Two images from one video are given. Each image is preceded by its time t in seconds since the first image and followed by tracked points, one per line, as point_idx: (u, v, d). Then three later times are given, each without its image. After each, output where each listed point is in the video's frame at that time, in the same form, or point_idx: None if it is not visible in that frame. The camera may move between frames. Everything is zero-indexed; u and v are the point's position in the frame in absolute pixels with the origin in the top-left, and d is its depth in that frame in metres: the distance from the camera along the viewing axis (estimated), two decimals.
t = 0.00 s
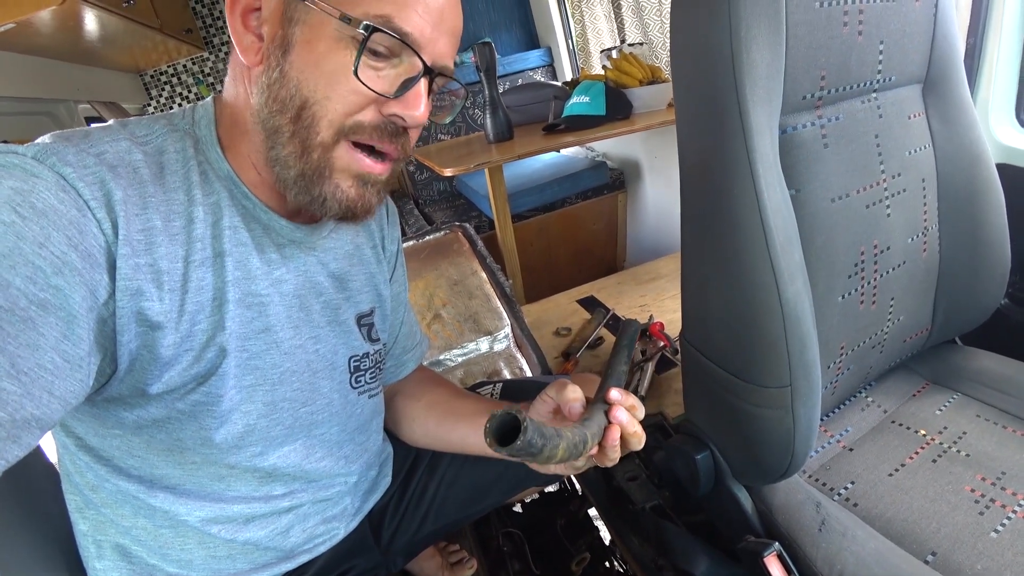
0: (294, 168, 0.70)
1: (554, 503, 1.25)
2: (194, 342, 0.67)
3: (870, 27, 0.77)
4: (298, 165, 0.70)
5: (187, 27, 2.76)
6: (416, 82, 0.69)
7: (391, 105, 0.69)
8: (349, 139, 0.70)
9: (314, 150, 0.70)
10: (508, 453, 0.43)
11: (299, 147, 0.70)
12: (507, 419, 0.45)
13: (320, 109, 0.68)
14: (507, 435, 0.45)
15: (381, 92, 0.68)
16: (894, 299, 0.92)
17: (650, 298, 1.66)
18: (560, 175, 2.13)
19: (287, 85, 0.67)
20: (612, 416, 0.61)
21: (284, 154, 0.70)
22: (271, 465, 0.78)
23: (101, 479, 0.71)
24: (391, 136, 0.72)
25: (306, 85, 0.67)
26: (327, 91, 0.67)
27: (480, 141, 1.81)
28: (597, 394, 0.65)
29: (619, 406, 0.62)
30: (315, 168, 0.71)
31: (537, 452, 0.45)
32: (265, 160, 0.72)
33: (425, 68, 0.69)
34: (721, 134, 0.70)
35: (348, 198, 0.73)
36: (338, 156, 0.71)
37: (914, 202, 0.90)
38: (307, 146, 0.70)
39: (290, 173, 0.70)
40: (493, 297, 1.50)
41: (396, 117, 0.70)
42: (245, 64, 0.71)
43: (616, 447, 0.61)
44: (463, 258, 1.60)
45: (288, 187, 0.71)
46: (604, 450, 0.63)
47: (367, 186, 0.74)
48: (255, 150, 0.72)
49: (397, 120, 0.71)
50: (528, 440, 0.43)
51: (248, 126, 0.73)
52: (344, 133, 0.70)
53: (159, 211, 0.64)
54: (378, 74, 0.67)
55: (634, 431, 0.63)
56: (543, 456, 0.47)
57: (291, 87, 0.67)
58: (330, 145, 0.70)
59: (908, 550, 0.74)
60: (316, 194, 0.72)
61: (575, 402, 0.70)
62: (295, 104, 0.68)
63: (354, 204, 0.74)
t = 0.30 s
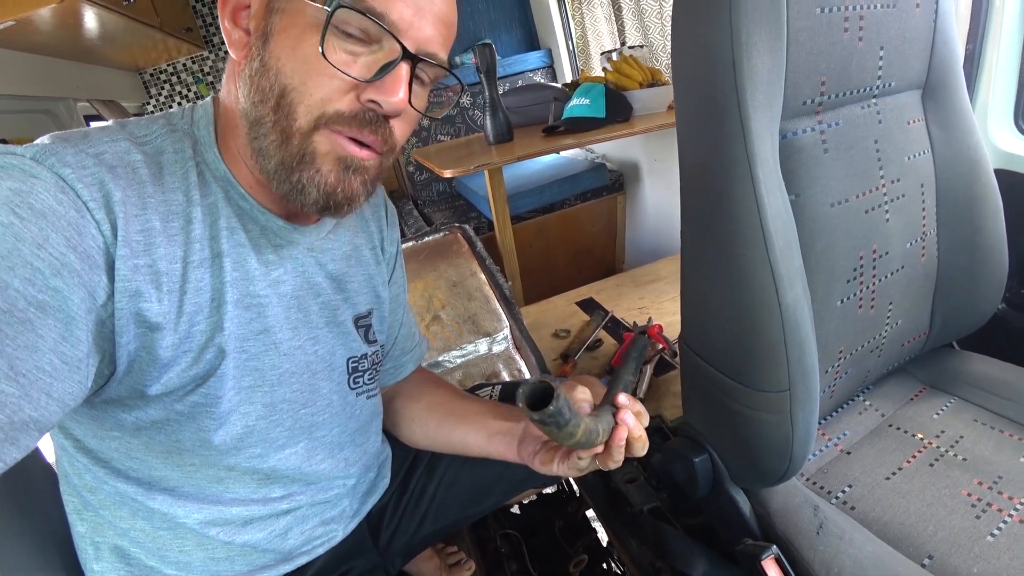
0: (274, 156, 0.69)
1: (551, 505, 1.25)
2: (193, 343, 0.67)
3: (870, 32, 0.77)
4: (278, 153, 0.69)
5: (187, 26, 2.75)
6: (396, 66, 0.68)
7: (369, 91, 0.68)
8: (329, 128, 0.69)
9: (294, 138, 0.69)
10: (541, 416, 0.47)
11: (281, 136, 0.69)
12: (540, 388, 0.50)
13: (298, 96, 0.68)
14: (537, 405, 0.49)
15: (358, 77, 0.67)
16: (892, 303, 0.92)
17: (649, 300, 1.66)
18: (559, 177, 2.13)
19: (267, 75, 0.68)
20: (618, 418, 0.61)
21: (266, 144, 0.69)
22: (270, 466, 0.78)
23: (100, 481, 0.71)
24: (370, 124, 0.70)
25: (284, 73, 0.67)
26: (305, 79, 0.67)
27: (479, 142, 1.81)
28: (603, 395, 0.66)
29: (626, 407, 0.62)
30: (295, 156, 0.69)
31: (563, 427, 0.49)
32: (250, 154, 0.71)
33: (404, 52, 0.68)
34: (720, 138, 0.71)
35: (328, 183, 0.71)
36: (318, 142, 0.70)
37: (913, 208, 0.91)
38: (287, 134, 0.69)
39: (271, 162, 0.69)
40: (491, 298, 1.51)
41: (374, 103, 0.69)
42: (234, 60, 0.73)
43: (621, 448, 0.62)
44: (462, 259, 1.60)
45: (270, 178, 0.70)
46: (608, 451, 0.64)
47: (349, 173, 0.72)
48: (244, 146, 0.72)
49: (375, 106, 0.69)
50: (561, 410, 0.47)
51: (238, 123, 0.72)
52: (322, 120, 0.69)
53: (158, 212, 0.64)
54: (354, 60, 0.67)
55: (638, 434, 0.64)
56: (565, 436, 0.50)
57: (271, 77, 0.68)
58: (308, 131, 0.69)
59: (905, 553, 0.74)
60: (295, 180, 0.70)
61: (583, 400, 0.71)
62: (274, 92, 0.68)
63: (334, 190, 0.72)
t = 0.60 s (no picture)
0: (262, 148, 0.68)
1: (549, 502, 1.25)
2: (191, 341, 0.67)
3: (865, 32, 0.78)
4: (266, 145, 0.68)
5: (184, 25, 2.75)
6: (382, 58, 0.70)
7: (354, 83, 0.69)
8: (315, 118, 0.69)
9: (281, 130, 0.69)
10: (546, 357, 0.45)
11: (268, 127, 0.68)
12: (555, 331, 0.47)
13: (283, 87, 0.68)
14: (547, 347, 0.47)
15: (343, 67, 0.68)
16: (887, 300, 0.92)
17: (646, 299, 1.66)
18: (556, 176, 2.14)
19: (256, 67, 0.68)
20: (610, 393, 0.62)
21: (255, 137, 0.68)
22: (269, 464, 0.78)
23: (98, 478, 0.71)
24: (354, 117, 0.70)
25: (272, 65, 0.67)
26: (291, 70, 0.67)
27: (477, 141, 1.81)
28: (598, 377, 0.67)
29: (618, 386, 0.63)
30: (282, 147, 0.69)
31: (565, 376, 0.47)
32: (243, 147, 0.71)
33: (390, 43, 0.69)
34: (717, 135, 0.71)
35: (316, 176, 0.71)
36: (306, 134, 0.69)
37: (908, 205, 0.91)
38: (273, 125, 0.68)
39: (260, 154, 0.69)
40: (489, 297, 1.51)
41: (359, 95, 0.69)
42: (229, 55, 0.73)
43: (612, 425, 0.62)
44: (460, 258, 1.60)
45: (260, 171, 0.69)
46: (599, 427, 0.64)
47: (338, 165, 0.72)
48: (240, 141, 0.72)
49: (360, 99, 0.69)
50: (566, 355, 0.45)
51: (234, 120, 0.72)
52: (308, 111, 0.69)
53: (156, 209, 0.64)
54: (340, 51, 0.68)
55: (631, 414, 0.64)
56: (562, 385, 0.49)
57: (259, 68, 0.68)
58: (295, 122, 0.69)
59: (901, 547, 0.75)
60: (282, 172, 0.69)
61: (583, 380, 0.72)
62: (261, 83, 0.68)
63: (322, 183, 0.71)
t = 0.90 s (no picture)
0: (260, 149, 0.68)
1: (547, 501, 1.25)
2: (186, 340, 0.67)
3: (860, 29, 0.78)
4: (263, 146, 0.68)
5: (179, 25, 2.74)
6: (376, 54, 0.69)
7: (349, 80, 0.69)
8: (313, 119, 0.69)
9: (278, 131, 0.68)
10: (525, 326, 0.46)
11: (264, 128, 0.68)
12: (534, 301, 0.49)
13: (279, 87, 0.67)
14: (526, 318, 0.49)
15: (338, 64, 0.68)
16: (883, 297, 0.93)
17: (643, 298, 1.67)
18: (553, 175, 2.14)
19: (251, 66, 0.68)
20: (601, 380, 0.62)
21: (251, 137, 0.68)
22: (265, 463, 0.78)
23: (93, 479, 0.70)
24: (352, 115, 0.70)
25: (268, 65, 0.67)
26: (286, 69, 0.67)
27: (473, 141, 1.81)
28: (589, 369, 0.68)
29: (608, 372, 0.64)
30: (278, 149, 0.68)
31: (543, 346, 0.48)
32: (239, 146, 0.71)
33: (384, 39, 0.69)
34: (713, 134, 0.71)
35: (312, 177, 0.70)
36: (304, 136, 0.69)
37: (904, 203, 0.91)
38: (270, 126, 0.68)
39: (257, 155, 0.68)
40: (486, 296, 1.51)
41: (354, 92, 0.69)
42: (225, 53, 0.73)
43: (602, 411, 0.62)
44: (457, 258, 1.61)
45: (257, 172, 0.69)
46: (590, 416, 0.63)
47: (334, 165, 0.71)
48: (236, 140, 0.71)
49: (356, 95, 0.70)
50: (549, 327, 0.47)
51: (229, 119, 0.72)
52: (306, 112, 0.68)
53: (152, 208, 0.63)
54: (333, 48, 0.68)
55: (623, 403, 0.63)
56: (544, 356, 0.50)
57: (255, 67, 0.68)
58: (293, 125, 0.68)
59: (898, 544, 0.75)
60: (278, 175, 0.69)
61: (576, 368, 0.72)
62: (258, 82, 0.68)
63: (318, 183, 0.71)
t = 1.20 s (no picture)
0: (258, 148, 0.68)
1: (546, 502, 1.25)
2: (185, 340, 0.67)
3: (861, 30, 0.78)
4: (260, 145, 0.68)
5: (178, 24, 2.74)
6: (378, 56, 0.69)
7: (350, 81, 0.68)
8: (310, 119, 0.68)
9: (276, 130, 0.68)
10: (465, 241, 0.55)
11: (263, 128, 0.68)
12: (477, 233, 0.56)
13: (278, 86, 0.67)
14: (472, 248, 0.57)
15: (340, 65, 0.68)
16: (882, 299, 0.93)
17: (642, 298, 1.66)
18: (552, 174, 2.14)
19: (251, 66, 0.68)
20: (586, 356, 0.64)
21: (250, 137, 0.68)
22: (264, 464, 0.78)
23: (91, 479, 0.70)
24: (349, 114, 0.69)
25: (267, 65, 0.67)
26: (285, 69, 0.67)
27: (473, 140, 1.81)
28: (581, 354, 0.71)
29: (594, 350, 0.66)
30: (276, 149, 0.68)
31: (487, 267, 0.56)
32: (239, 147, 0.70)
33: (386, 41, 0.69)
34: (713, 136, 0.71)
35: (311, 177, 0.70)
36: (301, 135, 0.69)
37: (903, 204, 0.91)
38: (268, 126, 0.68)
39: (256, 155, 0.68)
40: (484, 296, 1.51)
41: (355, 94, 0.69)
42: (224, 53, 0.73)
43: (590, 386, 0.63)
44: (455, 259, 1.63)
45: (256, 172, 0.69)
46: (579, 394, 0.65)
47: (332, 166, 0.71)
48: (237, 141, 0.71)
49: (357, 97, 0.69)
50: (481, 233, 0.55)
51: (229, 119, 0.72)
52: (304, 111, 0.68)
53: (150, 209, 0.63)
54: (334, 50, 0.68)
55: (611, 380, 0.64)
56: (494, 283, 0.58)
57: (254, 67, 0.68)
58: (290, 123, 0.68)
59: (896, 546, 0.75)
60: (277, 174, 0.69)
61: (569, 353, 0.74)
62: (257, 83, 0.67)
63: (317, 184, 0.70)
